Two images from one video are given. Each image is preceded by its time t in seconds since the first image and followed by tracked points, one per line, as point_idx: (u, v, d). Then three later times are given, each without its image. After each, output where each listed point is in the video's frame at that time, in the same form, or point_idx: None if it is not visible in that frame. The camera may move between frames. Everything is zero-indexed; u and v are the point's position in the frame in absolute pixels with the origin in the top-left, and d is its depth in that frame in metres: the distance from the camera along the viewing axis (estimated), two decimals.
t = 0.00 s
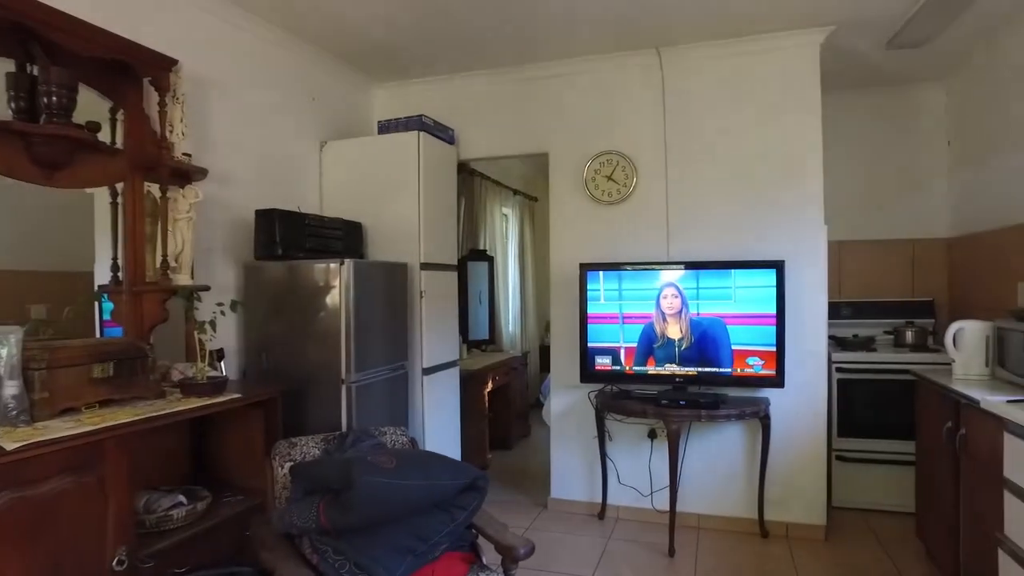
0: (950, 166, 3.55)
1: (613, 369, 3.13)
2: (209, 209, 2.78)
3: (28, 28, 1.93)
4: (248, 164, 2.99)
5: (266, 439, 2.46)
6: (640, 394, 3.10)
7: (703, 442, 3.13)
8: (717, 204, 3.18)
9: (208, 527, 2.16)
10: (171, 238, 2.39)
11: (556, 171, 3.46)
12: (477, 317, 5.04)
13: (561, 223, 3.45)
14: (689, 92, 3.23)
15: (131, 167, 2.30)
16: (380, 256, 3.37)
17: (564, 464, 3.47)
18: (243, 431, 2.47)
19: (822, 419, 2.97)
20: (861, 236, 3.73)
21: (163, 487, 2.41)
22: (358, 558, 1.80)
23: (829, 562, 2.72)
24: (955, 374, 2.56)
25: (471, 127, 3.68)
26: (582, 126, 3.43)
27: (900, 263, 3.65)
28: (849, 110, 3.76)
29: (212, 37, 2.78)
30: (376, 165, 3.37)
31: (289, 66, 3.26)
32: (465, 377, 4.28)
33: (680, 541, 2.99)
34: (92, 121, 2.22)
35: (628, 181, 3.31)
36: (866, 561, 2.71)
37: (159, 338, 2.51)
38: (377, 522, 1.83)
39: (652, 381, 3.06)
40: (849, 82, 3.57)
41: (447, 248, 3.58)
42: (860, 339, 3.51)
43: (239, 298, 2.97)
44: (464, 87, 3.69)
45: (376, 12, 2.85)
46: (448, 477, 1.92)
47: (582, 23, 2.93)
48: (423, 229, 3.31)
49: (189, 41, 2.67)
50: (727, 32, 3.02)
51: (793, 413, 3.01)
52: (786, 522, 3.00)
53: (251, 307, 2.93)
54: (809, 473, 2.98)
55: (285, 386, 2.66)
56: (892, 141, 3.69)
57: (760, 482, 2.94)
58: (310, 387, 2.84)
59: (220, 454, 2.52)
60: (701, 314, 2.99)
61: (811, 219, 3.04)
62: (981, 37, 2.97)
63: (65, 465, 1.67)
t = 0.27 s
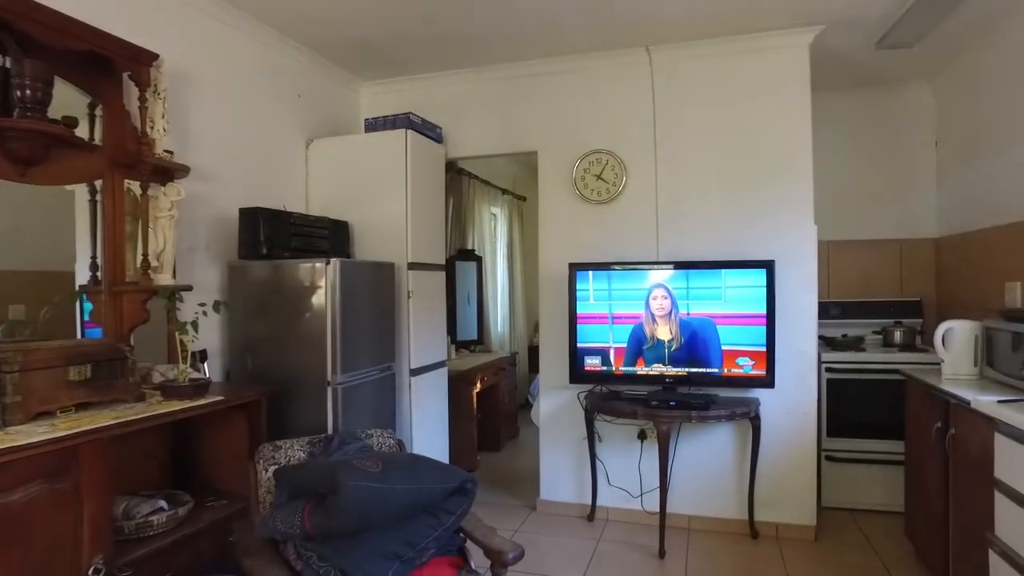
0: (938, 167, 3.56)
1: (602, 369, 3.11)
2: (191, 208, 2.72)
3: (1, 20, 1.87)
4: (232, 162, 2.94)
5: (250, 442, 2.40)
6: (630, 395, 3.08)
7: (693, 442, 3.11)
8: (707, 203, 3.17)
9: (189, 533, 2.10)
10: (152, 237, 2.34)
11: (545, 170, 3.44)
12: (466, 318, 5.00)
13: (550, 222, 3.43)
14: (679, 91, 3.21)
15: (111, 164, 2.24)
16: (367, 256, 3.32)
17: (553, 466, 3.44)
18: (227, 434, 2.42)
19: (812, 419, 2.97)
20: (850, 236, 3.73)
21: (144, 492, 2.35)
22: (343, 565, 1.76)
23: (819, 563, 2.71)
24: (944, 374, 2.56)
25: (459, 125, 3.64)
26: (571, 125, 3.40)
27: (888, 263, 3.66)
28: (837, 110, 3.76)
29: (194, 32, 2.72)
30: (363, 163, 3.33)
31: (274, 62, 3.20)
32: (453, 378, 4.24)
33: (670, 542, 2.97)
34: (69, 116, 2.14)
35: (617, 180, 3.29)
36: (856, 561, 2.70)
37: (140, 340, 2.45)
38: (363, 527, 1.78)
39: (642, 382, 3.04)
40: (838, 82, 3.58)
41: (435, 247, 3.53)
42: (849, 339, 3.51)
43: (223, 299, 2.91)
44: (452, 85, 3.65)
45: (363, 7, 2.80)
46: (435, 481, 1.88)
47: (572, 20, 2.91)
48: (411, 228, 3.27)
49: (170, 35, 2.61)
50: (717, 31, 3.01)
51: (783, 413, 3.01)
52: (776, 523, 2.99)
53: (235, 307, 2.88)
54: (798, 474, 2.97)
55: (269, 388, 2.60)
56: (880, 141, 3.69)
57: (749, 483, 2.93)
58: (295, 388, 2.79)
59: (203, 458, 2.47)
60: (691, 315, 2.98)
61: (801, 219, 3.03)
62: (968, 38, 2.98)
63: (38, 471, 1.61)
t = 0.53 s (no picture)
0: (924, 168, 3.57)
1: (591, 371, 3.08)
2: (172, 207, 2.65)
3: None
4: (214, 161, 2.87)
5: (232, 447, 2.35)
6: (619, 396, 3.05)
7: (682, 444, 3.09)
8: (696, 203, 3.15)
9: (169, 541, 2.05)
10: (132, 237, 2.28)
11: (534, 170, 3.40)
12: (453, 318, 4.96)
13: (538, 223, 3.39)
14: (668, 90, 3.19)
15: (88, 162, 2.17)
16: (353, 256, 3.27)
17: (541, 468, 3.41)
18: (208, 439, 2.36)
19: (801, 420, 2.96)
20: (838, 237, 3.74)
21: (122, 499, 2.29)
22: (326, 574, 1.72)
23: (809, 564, 2.70)
24: (933, 374, 2.56)
25: (446, 124, 3.60)
26: (560, 124, 3.37)
27: (876, 264, 3.66)
28: (825, 111, 3.76)
29: (175, 27, 2.66)
30: (349, 162, 3.27)
31: (258, 59, 3.14)
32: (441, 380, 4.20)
33: (660, 545, 2.95)
34: (43, 112, 2.06)
35: (606, 180, 3.27)
36: (845, 563, 2.70)
37: (119, 342, 2.38)
38: (347, 535, 1.74)
39: (631, 384, 3.02)
40: (826, 82, 3.58)
41: (422, 247, 3.49)
42: (837, 339, 3.51)
43: (205, 300, 2.85)
44: (438, 83, 3.61)
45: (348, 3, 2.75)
46: (421, 488, 1.84)
47: (561, 19, 2.88)
48: (397, 228, 3.22)
49: (150, 30, 2.54)
50: (706, 30, 2.99)
51: (772, 414, 2.99)
52: (765, 524, 2.98)
53: (218, 309, 2.81)
54: (788, 475, 2.96)
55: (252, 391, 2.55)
56: (868, 142, 3.70)
57: (739, 485, 2.91)
58: (279, 391, 2.73)
59: (184, 463, 2.41)
60: (680, 316, 2.96)
61: (790, 219, 3.02)
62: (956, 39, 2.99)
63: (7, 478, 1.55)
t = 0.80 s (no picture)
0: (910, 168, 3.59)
1: (579, 372, 3.06)
2: (153, 206, 2.59)
3: None
4: (196, 159, 2.81)
5: (214, 449, 2.28)
6: (608, 398, 3.03)
7: (671, 445, 3.08)
8: (684, 203, 3.14)
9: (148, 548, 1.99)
10: (110, 236, 2.21)
11: (522, 170, 3.37)
12: (440, 319, 4.92)
13: (527, 223, 3.37)
14: (657, 90, 3.17)
15: (64, 159, 2.12)
16: (338, 257, 3.22)
17: (530, 470, 3.38)
18: (189, 443, 2.30)
19: (790, 420, 2.95)
20: (825, 238, 3.74)
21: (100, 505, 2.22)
22: None
23: (798, 565, 2.70)
24: (921, 375, 2.57)
25: (433, 122, 3.55)
26: (548, 123, 3.34)
27: (863, 264, 3.67)
28: (813, 111, 3.77)
29: (155, 21, 2.60)
30: (334, 161, 3.22)
31: (241, 55, 3.08)
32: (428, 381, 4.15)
33: (649, 547, 2.93)
34: (16, 107, 2.01)
35: (594, 180, 3.24)
36: (834, 563, 2.69)
37: (98, 344, 2.31)
38: (331, 542, 1.70)
39: (620, 385, 3.00)
40: (814, 83, 3.58)
41: (409, 247, 3.45)
42: (825, 340, 3.52)
43: (186, 301, 2.79)
44: (425, 81, 3.57)
45: None
46: (407, 492, 1.80)
47: (550, 17, 2.85)
48: (384, 228, 3.17)
49: (129, 25, 2.48)
50: (695, 29, 2.97)
51: (761, 415, 2.99)
52: (754, 526, 2.97)
53: (200, 310, 2.75)
54: (777, 476, 2.96)
55: (235, 394, 2.49)
56: (855, 143, 3.71)
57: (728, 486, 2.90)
58: (262, 394, 2.68)
59: (164, 468, 2.35)
60: (669, 317, 2.94)
61: (779, 220, 3.01)
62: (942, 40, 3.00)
63: None
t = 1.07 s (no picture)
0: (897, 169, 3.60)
1: (567, 373, 3.03)
2: (131, 204, 2.53)
3: None
4: (176, 155, 2.75)
5: (195, 452, 2.24)
6: (596, 399, 3.00)
7: (659, 446, 3.06)
8: (673, 203, 3.12)
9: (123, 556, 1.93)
10: (86, 234, 2.14)
11: (509, 169, 3.34)
12: (426, 320, 4.87)
13: (514, 222, 3.33)
14: (646, 89, 3.15)
15: (37, 155, 2.06)
16: (323, 256, 3.16)
17: (517, 472, 3.35)
18: (168, 448, 2.24)
19: (778, 421, 2.94)
20: (812, 238, 3.74)
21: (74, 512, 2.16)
22: None
23: (786, 566, 2.69)
24: (908, 375, 2.57)
25: (420, 121, 3.51)
26: (536, 122, 3.31)
27: (850, 264, 3.68)
28: (801, 111, 3.77)
29: (134, 14, 2.53)
30: (318, 159, 3.17)
31: (223, 50, 3.02)
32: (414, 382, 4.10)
33: (637, 549, 2.91)
34: None
35: (582, 179, 3.22)
36: (822, 564, 2.69)
37: (73, 347, 2.24)
38: (313, 549, 1.65)
39: (608, 386, 2.97)
40: (802, 83, 3.58)
41: (395, 247, 3.40)
42: (813, 340, 3.52)
43: (166, 301, 2.72)
44: (412, 79, 3.52)
45: None
46: (392, 497, 1.76)
47: (538, 14, 2.82)
48: (369, 227, 3.12)
49: (106, 18, 2.41)
50: (684, 28, 2.95)
51: (749, 416, 2.97)
52: (743, 527, 2.96)
53: (180, 310, 2.69)
54: (765, 477, 2.94)
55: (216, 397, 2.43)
56: (842, 143, 3.71)
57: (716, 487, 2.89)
58: (244, 397, 2.62)
59: (141, 473, 2.28)
60: (657, 317, 2.92)
61: (767, 220, 3.00)
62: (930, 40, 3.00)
63: None
